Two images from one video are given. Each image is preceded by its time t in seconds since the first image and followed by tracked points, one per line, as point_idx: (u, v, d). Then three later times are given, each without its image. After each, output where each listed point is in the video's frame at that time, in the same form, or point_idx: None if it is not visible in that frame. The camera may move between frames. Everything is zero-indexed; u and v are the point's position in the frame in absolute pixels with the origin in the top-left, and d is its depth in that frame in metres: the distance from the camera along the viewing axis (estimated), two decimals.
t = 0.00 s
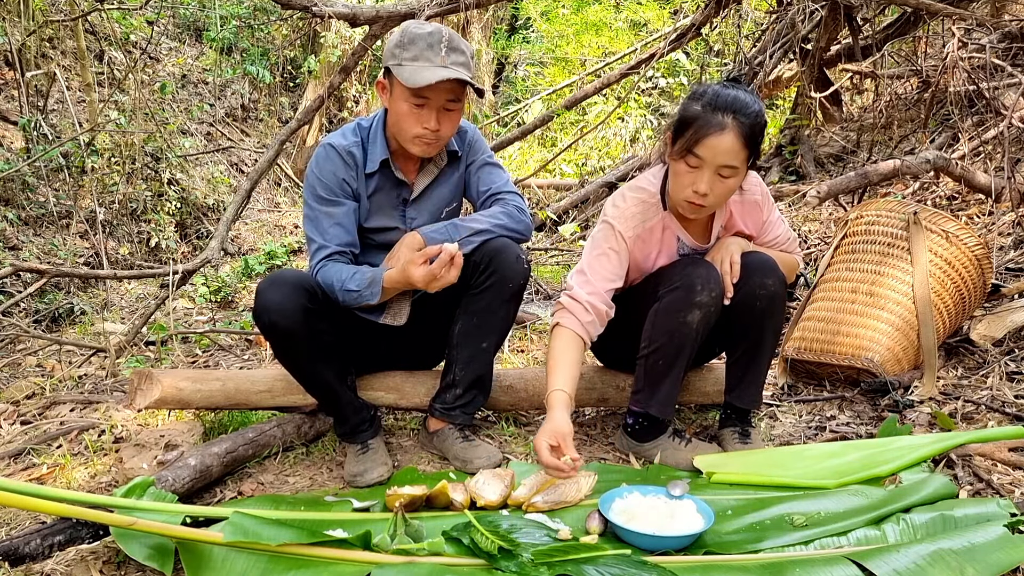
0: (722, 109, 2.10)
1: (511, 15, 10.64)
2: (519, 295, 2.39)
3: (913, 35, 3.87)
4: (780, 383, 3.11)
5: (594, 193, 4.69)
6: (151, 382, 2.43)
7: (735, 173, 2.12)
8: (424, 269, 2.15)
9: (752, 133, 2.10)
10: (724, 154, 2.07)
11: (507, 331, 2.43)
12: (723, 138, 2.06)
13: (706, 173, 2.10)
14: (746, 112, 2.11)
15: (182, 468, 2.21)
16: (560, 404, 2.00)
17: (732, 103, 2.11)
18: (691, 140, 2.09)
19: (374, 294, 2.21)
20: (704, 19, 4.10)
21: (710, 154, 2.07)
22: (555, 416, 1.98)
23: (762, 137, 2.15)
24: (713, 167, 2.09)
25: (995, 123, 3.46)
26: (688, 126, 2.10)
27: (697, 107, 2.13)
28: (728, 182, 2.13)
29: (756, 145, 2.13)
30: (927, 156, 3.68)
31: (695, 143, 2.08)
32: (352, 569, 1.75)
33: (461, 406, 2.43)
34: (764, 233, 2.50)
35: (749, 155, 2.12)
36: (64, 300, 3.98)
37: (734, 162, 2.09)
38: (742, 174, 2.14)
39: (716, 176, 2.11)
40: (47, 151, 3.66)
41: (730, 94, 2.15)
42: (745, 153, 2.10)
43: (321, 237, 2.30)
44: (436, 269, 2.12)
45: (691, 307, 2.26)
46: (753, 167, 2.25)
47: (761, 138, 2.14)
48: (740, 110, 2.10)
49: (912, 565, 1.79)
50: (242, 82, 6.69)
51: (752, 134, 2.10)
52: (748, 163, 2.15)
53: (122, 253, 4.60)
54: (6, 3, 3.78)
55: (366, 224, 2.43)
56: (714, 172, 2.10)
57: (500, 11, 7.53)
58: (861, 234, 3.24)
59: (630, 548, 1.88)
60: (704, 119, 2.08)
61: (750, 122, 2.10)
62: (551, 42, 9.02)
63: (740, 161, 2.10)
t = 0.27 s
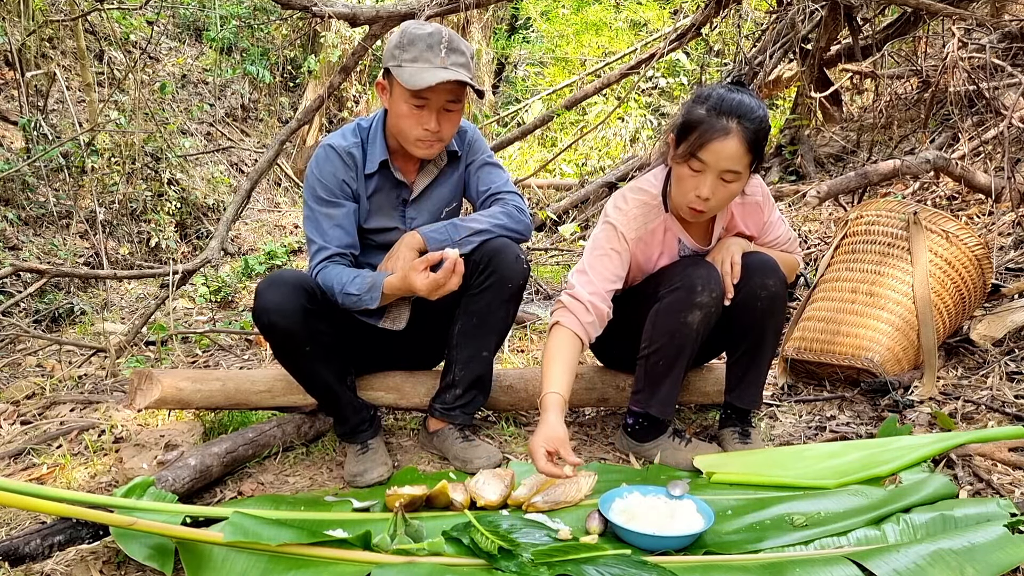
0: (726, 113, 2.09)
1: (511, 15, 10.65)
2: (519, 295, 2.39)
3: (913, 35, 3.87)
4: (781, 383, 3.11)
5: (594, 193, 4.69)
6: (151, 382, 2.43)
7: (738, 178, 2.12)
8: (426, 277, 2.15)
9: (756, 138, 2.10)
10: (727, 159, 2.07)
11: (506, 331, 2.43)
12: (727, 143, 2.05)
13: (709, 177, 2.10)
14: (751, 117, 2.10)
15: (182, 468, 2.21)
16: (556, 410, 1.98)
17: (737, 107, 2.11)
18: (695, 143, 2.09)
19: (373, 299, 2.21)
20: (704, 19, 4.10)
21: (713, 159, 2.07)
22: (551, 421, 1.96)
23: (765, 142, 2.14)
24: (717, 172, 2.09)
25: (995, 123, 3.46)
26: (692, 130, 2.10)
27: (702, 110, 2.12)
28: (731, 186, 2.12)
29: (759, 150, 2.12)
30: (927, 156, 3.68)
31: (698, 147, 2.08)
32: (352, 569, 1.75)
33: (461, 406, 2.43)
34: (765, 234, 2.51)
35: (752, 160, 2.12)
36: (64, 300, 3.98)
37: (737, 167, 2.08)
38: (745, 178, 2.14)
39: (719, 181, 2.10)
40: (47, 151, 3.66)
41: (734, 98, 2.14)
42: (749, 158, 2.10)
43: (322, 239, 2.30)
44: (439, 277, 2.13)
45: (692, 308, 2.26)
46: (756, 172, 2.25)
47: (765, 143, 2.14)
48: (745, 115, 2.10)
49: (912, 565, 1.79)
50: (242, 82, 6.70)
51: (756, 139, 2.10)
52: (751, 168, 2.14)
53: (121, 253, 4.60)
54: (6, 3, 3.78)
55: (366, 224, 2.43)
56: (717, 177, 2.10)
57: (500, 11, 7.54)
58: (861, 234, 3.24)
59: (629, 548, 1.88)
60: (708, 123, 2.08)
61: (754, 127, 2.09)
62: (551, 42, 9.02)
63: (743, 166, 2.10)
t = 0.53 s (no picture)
0: (728, 116, 2.09)
1: (511, 15, 10.65)
2: (521, 295, 2.39)
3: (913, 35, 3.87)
4: (780, 383, 3.11)
5: (594, 193, 4.69)
6: (151, 382, 2.43)
7: (739, 181, 2.12)
8: (422, 276, 2.15)
9: (757, 141, 2.10)
10: (729, 162, 2.07)
11: (507, 331, 2.43)
12: (729, 146, 2.05)
13: (711, 180, 2.10)
14: (753, 119, 2.10)
15: (182, 468, 2.21)
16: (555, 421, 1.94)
17: (739, 109, 2.10)
18: (697, 146, 2.09)
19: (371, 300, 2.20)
20: (704, 18, 4.11)
21: (715, 162, 2.07)
22: (552, 430, 1.92)
23: (767, 145, 2.14)
24: (718, 175, 2.09)
25: (995, 124, 3.46)
26: (694, 132, 2.09)
27: (704, 112, 2.11)
28: (732, 189, 2.13)
29: (761, 152, 2.12)
30: (927, 156, 3.68)
31: (700, 150, 2.08)
32: (352, 569, 1.75)
33: (461, 406, 2.43)
34: (765, 234, 2.51)
35: (753, 163, 2.12)
36: (64, 300, 3.98)
37: (739, 170, 2.08)
38: (746, 181, 2.14)
39: (720, 183, 2.10)
40: (47, 151, 3.66)
41: (736, 100, 2.14)
42: (750, 161, 2.10)
43: (321, 240, 2.30)
44: (437, 277, 2.14)
45: (693, 308, 2.26)
46: (758, 174, 2.25)
47: (767, 145, 2.14)
48: (747, 118, 2.10)
49: (912, 565, 1.79)
50: (242, 82, 6.70)
51: (758, 142, 2.10)
52: (753, 170, 2.14)
53: (121, 253, 4.60)
54: (6, 3, 3.78)
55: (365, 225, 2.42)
56: (719, 180, 2.10)
57: (500, 11, 7.54)
58: (861, 234, 3.24)
59: (630, 548, 1.88)
60: (710, 125, 2.08)
61: (756, 130, 2.09)
62: (551, 43, 9.03)
63: (744, 169, 2.10)
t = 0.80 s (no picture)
0: (729, 118, 2.09)
1: (511, 15, 10.66)
2: (522, 296, 2.39)
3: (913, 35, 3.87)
4: (780, 383, 3.11)
5: (594, 193, 4.69)
6: (151, 382, 2.44)
7: (740, 184, 2.12)
8: (416, 269, 2.15)
9: (758, 144, 2.10)
10: (730, 164, 2.07)
11: (508, 332, 2.43)
12: (730, 149, 2.05)
13: (711, 183, 2.10)
14: (753, 122, 2.10)
15: (182, 468, 2.21)
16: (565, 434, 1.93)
17: (739, 112, 2.10)
18: (698, 149, 2.08)
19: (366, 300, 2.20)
20: (705, 18, 4.11)
21: (716, 165, 2.07)
22: (559, 444, 1.91)
23: (767, 147, 2.14)
24: (719, 177, 2.09)
25: (995, 124, 3.46)
26: (695, 135, 2.09)
27: (704, 115, 2.11)
28: (732, 192, 2.13)
29: (761, 155, 2.12)
30: (927, 156, 3.68)
31: (701, 152, 2.08)
32: (352, 569, 1.75)
33: (462, 406, 2.43)
34: (765, 234, 2.51)
35: (754, 165, 2.12)
36: (64, 300, 3.98)
37: (740, 172, 2.08)
38: (747, 184, 2.14)
39: (721, 186, 2.10)
40: (47, 151, 3.66)
41: (737, 103, 2.14)
42: (751, 163, 2.10)
43: (319, 241, 2.30)
44: (429, 269, 2.12)
45: (693, 309, 2.26)
46: (759, 175, 2.24)
47: (767, 148, 2.14)
48: (747, 120, 2.10)
49: (912, 565, 1.80)
50: (242, 82, 6.70)
51: (759, 145, 2.10)
52: (753, 173, 2.14)
53: (121, 253, 4.60)
54: (6, 3, 3.78)
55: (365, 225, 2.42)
56: (720, 182, 2.10)
57: (500, 11, 7.55)
58: (861, 234, 3.24)
59: (629, 548, 1.88)
60: (711, 128, 2.07)
61: (756, 132, 2.09)
62: (551, 43, 9.03)
63: (745, 171, 2.10)
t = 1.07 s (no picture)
0: (729, 120, 2.09)
1: (511, 15, 10.66)
2: (522, 297, 2.39)
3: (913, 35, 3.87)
4: (780, 383, 3.11)
5: (594, 193, 4.69)
6: (151, 382, 2.44)
7: (741, 185, 2.12)
8: (417, 262, 2.14)
9: (758, 146, 2.10)
10: (731, 166, 2.07)
11: (509, 332, 2.43)
12: (731, 151, 2.05)
13: (712, 185, 2.10)
14: (754, 124, 2.10)
15: (182, 468, 2.21)
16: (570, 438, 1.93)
17: (739, 114, 2.10)
18: (698, 151, 2.08)
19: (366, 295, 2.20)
20: (705, 18, 4.11)
21: (717, 167, 2.07)
22: (562, 447, 1.91)
23: (767, 149, 2.14)
24: (720, 180, 2.09)
25: (995, 124, 3.46)
26: (695, 137, 2.09)
27: (704, 117, 2.11)
28: (733, 194, 2.13)
29: (762, 156, 2.12)
30: (927, 156, 3.68)
31: (702, 155, 2.08)
32: (352, 569, 1.74)
33: (462, 406, 2.43)
34: (765, 234, 2.51)
35: (755, 167, 2.12)
36: (64, 300, 3.98)
37: (741, 175, 2.08)
38: (748, 185, 2.14)
39: (722, 188, 2.11)
40: (46, 151, 3.66)
41: (737, 104, 2.13)
42: (752, 165, 2.10)
43: (319, 241, 2.30)
44: (429, 261, 2.13)
45: (693, 309, 2.26)
46: (760, 175, 2.24)
47: (768, 149, 2.14)
48: (748, 122, 2.09)
49: (912, 565, 1.80)
50: (242, 83, 6.70)
51: (759, 147, 2.10)
52: (754, 175, 2.14)
53: (122, 253, 4.60)
54: (6, 3, 3.78)
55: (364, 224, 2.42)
56: (720, 184, 2.10)
57: (500, 12, 7.55)
58: (861, 234, 3.24)
59: (629, 548, 1.88)
60: (712, 130, 2.07)
61: (757, 134, 2.09)
62: (552, 43, 9.04)
63: (746, 173, 2.09)
